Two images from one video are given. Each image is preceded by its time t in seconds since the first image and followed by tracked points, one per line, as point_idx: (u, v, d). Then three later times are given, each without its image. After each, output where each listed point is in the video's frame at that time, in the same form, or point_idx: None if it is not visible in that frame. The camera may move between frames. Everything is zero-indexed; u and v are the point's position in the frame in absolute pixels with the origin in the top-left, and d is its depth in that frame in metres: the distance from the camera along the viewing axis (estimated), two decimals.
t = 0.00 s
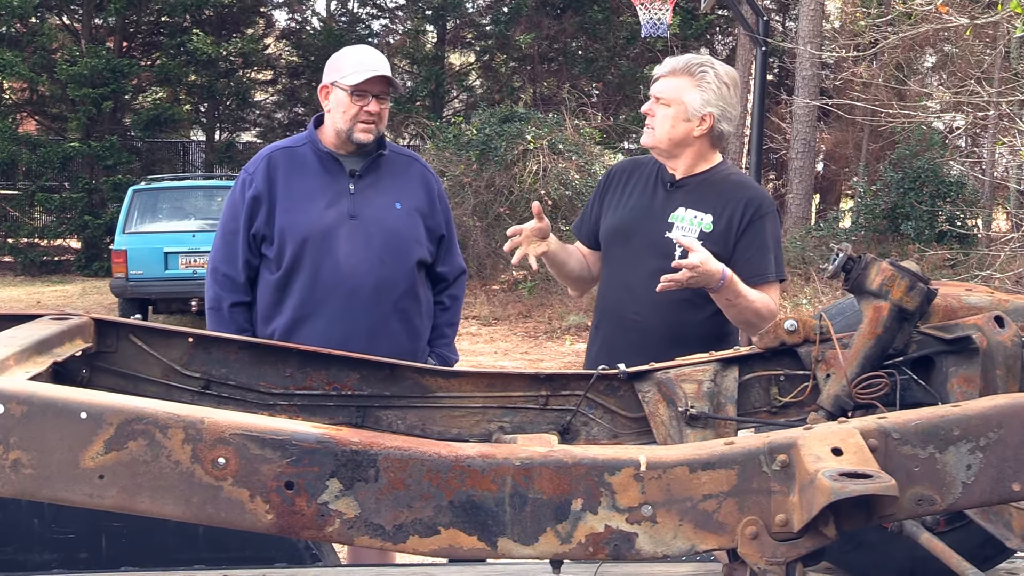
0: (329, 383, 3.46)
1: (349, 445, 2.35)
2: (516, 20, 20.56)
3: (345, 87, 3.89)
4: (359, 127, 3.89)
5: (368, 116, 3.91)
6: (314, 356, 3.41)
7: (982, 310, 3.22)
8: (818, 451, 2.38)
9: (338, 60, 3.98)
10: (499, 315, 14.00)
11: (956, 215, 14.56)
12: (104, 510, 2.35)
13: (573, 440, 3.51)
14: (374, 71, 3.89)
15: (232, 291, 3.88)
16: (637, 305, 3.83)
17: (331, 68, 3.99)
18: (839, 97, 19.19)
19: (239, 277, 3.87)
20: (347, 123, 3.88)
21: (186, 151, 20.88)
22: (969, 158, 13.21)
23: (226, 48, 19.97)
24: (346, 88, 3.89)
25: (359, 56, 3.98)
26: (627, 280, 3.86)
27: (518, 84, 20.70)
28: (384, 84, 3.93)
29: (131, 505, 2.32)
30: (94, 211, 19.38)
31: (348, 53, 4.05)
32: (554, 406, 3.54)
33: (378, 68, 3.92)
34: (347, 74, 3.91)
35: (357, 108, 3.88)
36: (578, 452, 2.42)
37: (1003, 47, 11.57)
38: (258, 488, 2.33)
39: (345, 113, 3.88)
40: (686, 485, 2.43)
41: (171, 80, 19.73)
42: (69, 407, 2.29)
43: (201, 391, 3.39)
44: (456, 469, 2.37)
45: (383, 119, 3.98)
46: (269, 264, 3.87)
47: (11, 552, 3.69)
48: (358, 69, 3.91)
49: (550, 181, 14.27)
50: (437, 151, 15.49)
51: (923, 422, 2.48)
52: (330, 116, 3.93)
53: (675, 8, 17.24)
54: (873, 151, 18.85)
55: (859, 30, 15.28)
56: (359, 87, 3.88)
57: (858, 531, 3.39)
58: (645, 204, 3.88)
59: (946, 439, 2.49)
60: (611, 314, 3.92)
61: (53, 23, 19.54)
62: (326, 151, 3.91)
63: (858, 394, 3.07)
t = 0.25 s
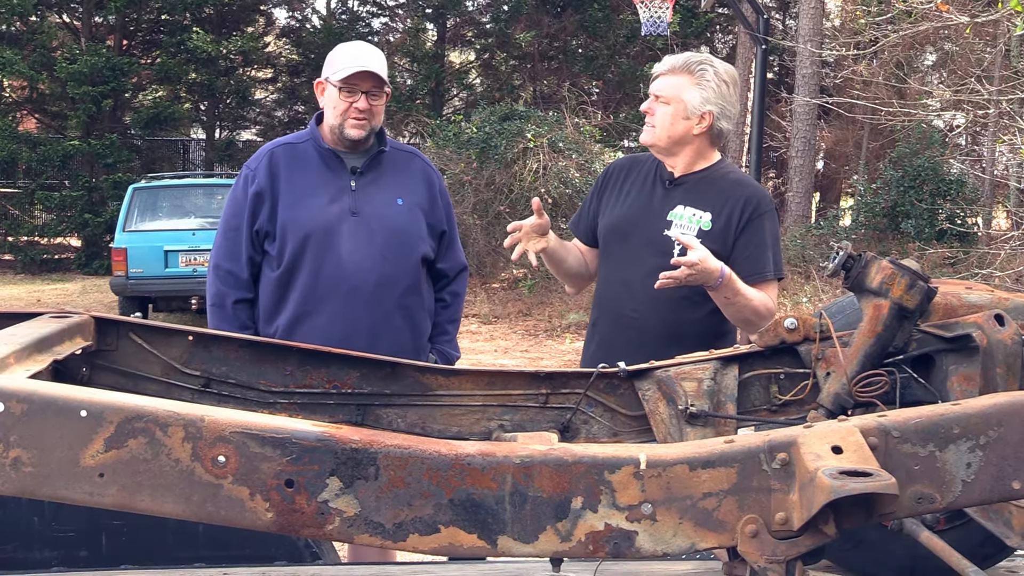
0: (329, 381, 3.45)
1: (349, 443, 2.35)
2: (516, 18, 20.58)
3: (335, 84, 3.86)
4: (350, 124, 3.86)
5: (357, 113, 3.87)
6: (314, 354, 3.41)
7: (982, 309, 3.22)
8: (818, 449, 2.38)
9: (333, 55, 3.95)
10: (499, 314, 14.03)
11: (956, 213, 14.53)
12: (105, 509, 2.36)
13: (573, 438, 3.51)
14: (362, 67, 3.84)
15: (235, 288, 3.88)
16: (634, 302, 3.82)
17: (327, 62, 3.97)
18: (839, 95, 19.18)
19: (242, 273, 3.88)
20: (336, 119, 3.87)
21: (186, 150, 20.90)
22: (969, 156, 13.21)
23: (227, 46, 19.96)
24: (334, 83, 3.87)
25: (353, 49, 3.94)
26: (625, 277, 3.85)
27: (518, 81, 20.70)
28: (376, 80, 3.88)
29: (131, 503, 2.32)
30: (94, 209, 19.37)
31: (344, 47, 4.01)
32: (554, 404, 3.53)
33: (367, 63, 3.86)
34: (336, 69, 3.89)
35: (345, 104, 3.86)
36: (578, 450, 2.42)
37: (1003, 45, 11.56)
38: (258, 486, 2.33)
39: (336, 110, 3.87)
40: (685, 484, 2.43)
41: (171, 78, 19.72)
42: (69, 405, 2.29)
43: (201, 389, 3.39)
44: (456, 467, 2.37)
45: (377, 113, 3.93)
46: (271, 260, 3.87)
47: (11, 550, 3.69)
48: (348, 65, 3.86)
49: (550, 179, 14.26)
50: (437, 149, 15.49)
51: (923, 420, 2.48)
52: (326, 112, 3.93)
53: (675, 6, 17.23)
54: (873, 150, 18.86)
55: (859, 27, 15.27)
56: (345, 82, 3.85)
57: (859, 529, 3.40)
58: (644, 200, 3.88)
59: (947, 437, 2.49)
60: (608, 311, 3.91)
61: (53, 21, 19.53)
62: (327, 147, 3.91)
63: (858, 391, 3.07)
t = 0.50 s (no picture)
0: (329, 379, 3.45)
1: (349, 441, 2.35)
2: (516, 16, 20.58)
3: (337, 81, 3.86)
4: (351, 121, 3.85)
5: (359, 109, 3.86)
6: (314, 352, 3.41)
7: (982, 307, 3.23)
8: (818, 447, 2.38)
9: (336, 52, 3.94)
10: (499, 311, 14.12)
11: (956, 211, 14.53)
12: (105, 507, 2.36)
13: (573, 436, 3.51)
14: (362, 64, 3.83)
15: (237, 287, 3.88)
16: (636, 305, 3.83)
17: (331, 59, 3.97)
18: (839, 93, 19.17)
19: (244, 272, 3.87)
20: (338, 116, 3.86)
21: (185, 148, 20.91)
22: (970, 155, 13.21)
23: (226, 44, 19.95)
24: (337, 80, 3.86)
25: (356, 47, 3.93)
26: (626, 280, 3.86)
27: (518, 80, 20.69)
28: (377, 77, 3.87)
29: (131, 501, 2.32)
30: (93, 208, 19.36)
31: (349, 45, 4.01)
32: (554, 402, 3.53)
33: (369, 59, 3.85)
34: (339, 65, 3.88)
35: (347, 100, 3.85)
36: (578, 448, 2.42)
37: (1003, 43, 11.56)
38: (258, 484, 2.33)
39: (337, 107, 3.87)
40: (685, 482, 2.43)
41: (171, 76, 19.71)
42: (69, 403, 2.29)
43: (201, 387, 3.39)
44: (456, 465, 2.37)
45: (379, 111, 3.91)
46: (272, 259, 3.87)
47: (11, 548, 3.68)
48: (351, 62, 3.85)
49: (550, 177, 14.24)
50: (437, 147, 15.48)
51: (923, 418, 2.48)
52: (327, 109, 3.92)
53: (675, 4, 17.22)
54: (873, 148, 18.86)
55: (859, 26, 15.25)
56: (348, 78, 3.84)
57: (859, 528, 3.40)
58: (643, 201, 3.87)
59: (946, 436, 2.49)
60: (610, 314, 3.92)
61: (53, 19, 19.52)
62: (328, 146, 3.90)
63: (858, 390, 3.06)
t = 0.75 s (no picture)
0: (328, 377, 3.46)
1: (349, 440, 2.35)
2: (515, 15, 20.55)
3: (344, 80, 3.86)
4: (356, 123, 3.86)
5: (365, 110, 3.87)
6: (314, 350, 3.41)
7: (981, 305, 3.25)
8: (818, 446, 2.38)
9: (341, 53, 3.94)
10: (498, 311, 14.44)
11: (956, 210, 14.53)
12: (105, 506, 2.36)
13: (572, 435, 3.52)
14: (372, 63, 3.84)
15: (238, 285, 3.88)
16: (644, 315, 3.83)
17: (334, 60, 3.96)
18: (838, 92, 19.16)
19: (245, 271, 3.87)
20: (343, 117, 3.85)
21: (185, 147, 20.96)
22: (969, 154, 13.21)
23: (226, 43, 19.93)
24: (344, 79, 3.86)
25: (361, 47, 3.93)
26: (632, 290, 3.85)
27: (517, 79, 20.69)
28: (384, 77, 3.88)
29: (131, 500, 2.32)
30: (93, 206, 19.37)
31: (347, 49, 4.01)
32: (554, 401, 3.53)
33: (377, 59, 3.86)
34: (346, 65, 3.88)
35: (353, 101, 3.85)
36: (578, 447, 2.42)
37: (1002, 41, 11.56)
38: (258, 483, 2.33)
39: (342, 106, 3.85)
40: (685, 481, 2.43)
41: (170, 75, 19.70)
42: (69, 403, 2.29)
43: (201, 386, 3.39)
44: (455, 464, 2.37)
45: (382, 112, 3.92)
46: (273, 258, 3.87)
47: (11, 547, 3.68)
48: (358, 63, 3.85)
49: (550, 176, 14.24)
50: (437, 146, 15.47)
51: (922, 416, 2.48)
52: (331, 109, 3.91)
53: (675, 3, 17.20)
54: (873, 146, 18.87)
55: (859, 24, 15.24)
56: (356, 78, 3.84)
57: (858, 526, 3.41)
58: (641, 208, 3.85)
59: (946, 434, 2.49)
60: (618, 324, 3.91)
61: (53, 18, 19.51)
62: (329, 145, 3.90)
63: (858, 388, 3.06)
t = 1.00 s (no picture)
0: (327, 378, 3.45)
1: (348, 441, 2.35)
2: (514, 15, 20.55)
3: (347, 84, 3.84)
4: (360, 124, 3.85)
5: (369, 114, 3.86)
6: (313, 351, 3.41)
7: (980, 306, 3.25)
8: (816, 446, 2.38)
9: (343, 55, 3.93)
10: (497, 311, 14.48)
11: (955, 210, 14.55)
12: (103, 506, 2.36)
13: (571, 436, 3.52)
14: (378, 68, 3.82)
15: (240, 286, 3.87)
16: (655, 314, 3.79)
17: (337, 62, 3.95)
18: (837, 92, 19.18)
19: (246, 272, 3.87)
20: (348, 119, 3.84)
21: (184, 147, 20.97)
22: (968, 155, 13.22)
23: (225, 43, 19.93)
24: (349, 84, 3.83)
25: (363, 49, 3.90)
26: (642, 289, 3.81)
27: (516, 79, 20.71)
28: (388, 80, 3.86)
29: (130, 501, 2.32)
30: (92, 207, 19.36)
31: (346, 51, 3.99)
32: (552, 401, 3.53)
33: (383, 64, 3.85)
34: (350, 69, 3.85)
35: (358, 105, 3.83)
36: (577, 447, 2.42)
37: (1001, 42, 11.57)
38: (257, 484, 2.33)
39: (345, 108, 3.84)
40: (684, 481, 2.43)
41: (169, 75, 19.69)
42: (68, 403, 2.29)
43: (200, 387, 3.39)
44: (454, 464, 2.37)
45: (385, 114, 3.91)
46: (274, 259, 3.87)
47: (10, 547, 3.67)
48: (362, 64, 3.84)
49: (549, 176, 14.25)
50: (436, 146, 15.46)
51: (921, 417, 2.48)
52: (335, 111, 3.90)
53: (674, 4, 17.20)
54: (872, 147, 18.90)
55: (858, 25, 15.24)
56: (361, 83, 3.81)
57: (856, 527, 3.42)
58: (643, 207, 3.84)
59: (945, 435, 2.49)
60: (628, 325, 3.86)
61: (51, 19, 19.48)
62: (330, 146, 3.90)
63: (857, 389, 3.07)
